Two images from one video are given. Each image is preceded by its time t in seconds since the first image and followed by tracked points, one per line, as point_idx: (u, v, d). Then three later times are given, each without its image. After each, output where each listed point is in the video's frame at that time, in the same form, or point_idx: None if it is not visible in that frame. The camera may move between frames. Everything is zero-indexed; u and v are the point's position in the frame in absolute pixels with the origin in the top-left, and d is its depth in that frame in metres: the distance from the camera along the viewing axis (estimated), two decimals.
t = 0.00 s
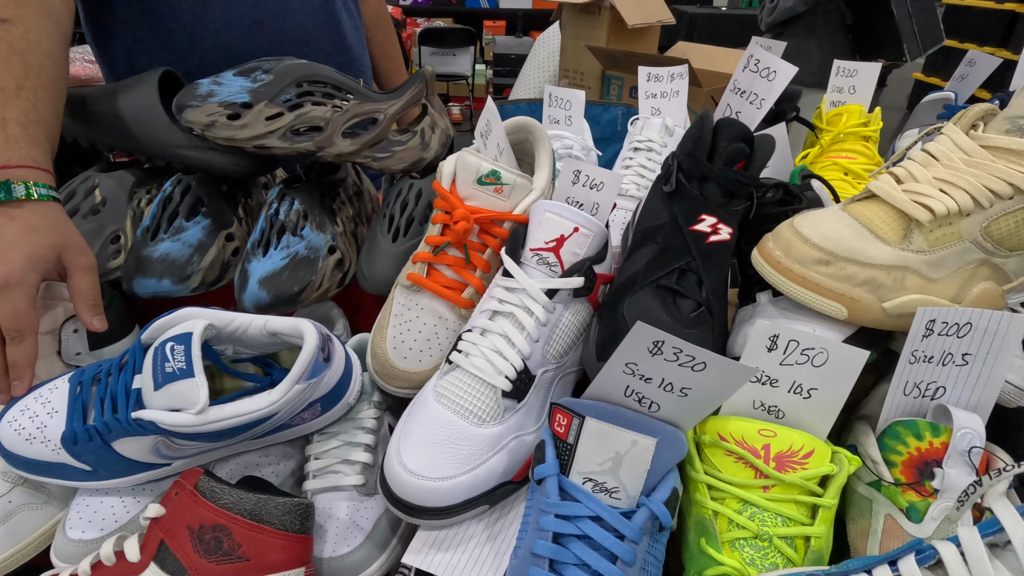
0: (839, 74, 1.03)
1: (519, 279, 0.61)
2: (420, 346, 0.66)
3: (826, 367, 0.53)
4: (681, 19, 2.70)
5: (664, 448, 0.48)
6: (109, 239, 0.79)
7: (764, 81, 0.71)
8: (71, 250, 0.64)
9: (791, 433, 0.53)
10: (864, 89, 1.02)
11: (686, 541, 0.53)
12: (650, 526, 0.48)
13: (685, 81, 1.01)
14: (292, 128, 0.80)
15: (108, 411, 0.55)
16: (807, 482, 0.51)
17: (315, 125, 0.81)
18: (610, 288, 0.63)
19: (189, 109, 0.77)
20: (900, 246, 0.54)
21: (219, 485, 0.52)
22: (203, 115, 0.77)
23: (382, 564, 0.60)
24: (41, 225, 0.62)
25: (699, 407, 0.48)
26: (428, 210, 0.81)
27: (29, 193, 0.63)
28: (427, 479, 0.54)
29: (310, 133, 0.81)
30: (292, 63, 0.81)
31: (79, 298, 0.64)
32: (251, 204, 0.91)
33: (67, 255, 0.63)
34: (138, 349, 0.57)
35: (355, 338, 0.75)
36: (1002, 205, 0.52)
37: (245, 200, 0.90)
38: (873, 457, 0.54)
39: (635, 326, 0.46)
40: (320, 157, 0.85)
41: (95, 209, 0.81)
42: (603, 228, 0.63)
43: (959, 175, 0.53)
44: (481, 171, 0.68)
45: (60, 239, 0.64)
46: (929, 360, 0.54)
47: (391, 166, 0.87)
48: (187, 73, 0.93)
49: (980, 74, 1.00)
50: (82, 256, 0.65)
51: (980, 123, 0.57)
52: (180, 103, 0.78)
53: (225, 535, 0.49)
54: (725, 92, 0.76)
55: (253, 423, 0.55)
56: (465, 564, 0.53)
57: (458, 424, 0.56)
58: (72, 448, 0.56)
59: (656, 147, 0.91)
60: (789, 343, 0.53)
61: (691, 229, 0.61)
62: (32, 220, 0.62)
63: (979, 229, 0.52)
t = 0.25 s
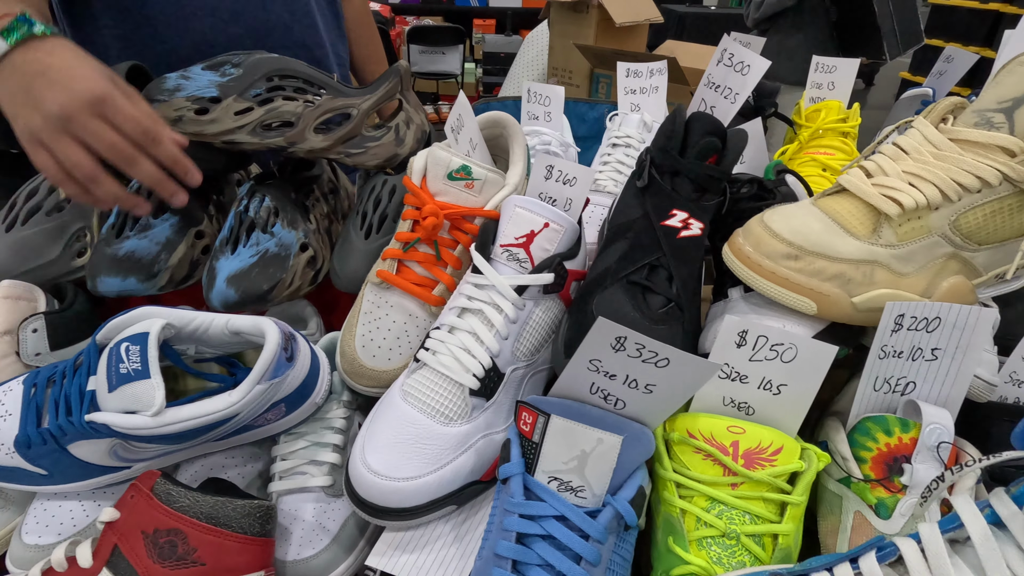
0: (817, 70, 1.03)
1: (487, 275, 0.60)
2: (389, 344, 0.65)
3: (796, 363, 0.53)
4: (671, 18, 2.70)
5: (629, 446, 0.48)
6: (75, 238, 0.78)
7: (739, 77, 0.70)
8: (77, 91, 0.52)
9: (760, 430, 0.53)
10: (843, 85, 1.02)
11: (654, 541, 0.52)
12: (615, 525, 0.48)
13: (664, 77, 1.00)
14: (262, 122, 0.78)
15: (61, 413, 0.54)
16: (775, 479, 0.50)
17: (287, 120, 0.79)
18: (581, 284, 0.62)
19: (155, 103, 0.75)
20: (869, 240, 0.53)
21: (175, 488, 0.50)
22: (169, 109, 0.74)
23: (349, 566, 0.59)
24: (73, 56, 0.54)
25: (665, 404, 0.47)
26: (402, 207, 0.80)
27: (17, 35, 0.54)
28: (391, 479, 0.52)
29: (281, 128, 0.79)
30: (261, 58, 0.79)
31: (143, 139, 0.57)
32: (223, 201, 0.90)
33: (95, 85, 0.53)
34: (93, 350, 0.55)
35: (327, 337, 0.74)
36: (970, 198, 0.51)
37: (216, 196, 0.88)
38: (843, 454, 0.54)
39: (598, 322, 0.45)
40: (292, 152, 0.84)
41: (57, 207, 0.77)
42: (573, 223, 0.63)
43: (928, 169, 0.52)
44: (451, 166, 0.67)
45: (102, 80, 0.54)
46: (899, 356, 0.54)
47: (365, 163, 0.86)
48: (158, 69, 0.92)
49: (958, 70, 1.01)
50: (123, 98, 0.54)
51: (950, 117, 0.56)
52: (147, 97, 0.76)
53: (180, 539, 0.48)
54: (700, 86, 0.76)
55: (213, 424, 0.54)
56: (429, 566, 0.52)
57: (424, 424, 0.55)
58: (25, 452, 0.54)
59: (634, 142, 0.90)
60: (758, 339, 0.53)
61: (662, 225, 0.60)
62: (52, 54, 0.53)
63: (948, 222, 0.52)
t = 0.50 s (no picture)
0: (790, 65, 1.04)
1: (450, 266, 0.60)
2: (354, 335, 0.65)
3: (750, 350, 0.53)
4: (659, 17, 2.69)
5: (583, 432, 0.48)
6: (42, 231, 0.78)
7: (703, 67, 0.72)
8: None
9: (715, 416, 0.53)
10: (815, 79, 1.02)
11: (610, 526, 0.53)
12: (568, 509, 0.48)
13: (638, 71, 1.01)
14: (230, 115, 0.78)
15: (17, 404, 0.53)
16: (728, 464, 0.51)
17: (256, 113, 0.79)
18: (544, 274, 0.63)
19: (122, 96, 0.75)
20: (822, 229, 0.54)
21: (131, 477, 0.50)
22: (137, 102, 0.74)
23: (311, 556, 0.58)
24: None
25: (617, 389, 0.47)
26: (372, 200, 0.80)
27: None
28: (350, 467, 0.53)
29: (250, 121, 0.79)
30: (230, 50, 0.79)
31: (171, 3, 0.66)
32: (194, 194, 0.89)
33: None
34: (50, 340, 0.55)
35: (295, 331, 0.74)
36: (920, 187, 0.52)
37: (188, 190, 0.88)
38: (797, 440, 0.55)
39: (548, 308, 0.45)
40: (261, 145, 0.84)
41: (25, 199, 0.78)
42: (537, 214, 0.63)
43: (878, 158, 0.53)
44: (417, 157, 0.67)
45: None
46: (852, 343, 0.54)
47: (337, 156, 0.85)
48: (128, 62, 0.92)
49: (929, 64, 1.01)
50: None
51: (904, 107, 0.57)
52: (114, 90, 0.75)
53: (134, 526, 0.48)
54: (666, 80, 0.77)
55: (172, 414, 0.54)
56: (387, 553, 0.52)
57: (384, 412, 0.56)
58: None
59: (607, 136, 0.91)
60: (714, 326, 0.53)
61: (623, 215, 0.61)
62: None
63: (899, 210, 0.53)
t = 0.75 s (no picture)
0: (757, 56, 1.06)
1: (410, 243, 0.62)
2: (319, 312, 0.66)
3: (695, 320, 0.55)
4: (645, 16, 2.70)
5: (531, 397, 0.50)
6: (14, 215, 0.79)
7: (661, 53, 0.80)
8: None
9: (661, 383, 0.56)
10: (781, 69, 1.04)
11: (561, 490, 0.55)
12: (516, 470, 0.50)
13: (608, 62, 1.02)
14: (200, 101, 0.79)
15: None
16: (673, 428, 0.53)
17: (226, 99, 0.80)
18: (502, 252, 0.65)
19: (92, 82, 0.75)
20: (764, 203, 0.56)
21: (94, 444, 0.51)
22: (107, 87, 0.75)
23: (275, 525, 0.60)
24: None
25: (562, 355, 0.50)
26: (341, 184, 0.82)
27: None
28: (309, 434, 0.54)
29: (220, 107, 0.81)
30: (199, 37, 0.79)
31: None
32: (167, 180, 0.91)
33: None
34: (14, 314, 0.56)
35: (262, 314, 0.75)
36: (855, 162, 0.54)
37: (160, 176, 0.89)
38: (740, 406, 0.57)
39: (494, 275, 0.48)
40: (232, 131, 0.85)
41: None
42: (495, 192, 0.65)
43: (817, 135, 0.55)
44: (380, 139, 0.69)
45: None
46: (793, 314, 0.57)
47: (307, 142, 0.88)
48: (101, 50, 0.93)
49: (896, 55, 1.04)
50: None
51: (843, 88, 0.59)
52: (83, 75, 0.76)
53: (96, 490, 0.49)
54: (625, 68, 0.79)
55: (135, 386, 0.56)
56: (345, 518, 0.54)
57: (344, 383, 0.57)
58: None
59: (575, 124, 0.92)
60: (660, 298, 0.56)
61: (578, 193, 0.63)
62: None
63: (836, 185, 0.55)
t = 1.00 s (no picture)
0: (743, 52, 1.07)
1: (401, 233, 0.64)
2: (312, 301, 0.67)
3: (678, 306, 0.57)
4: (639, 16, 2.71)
5: (518, 379, 0.52)
6: (9, 208, 0.80)
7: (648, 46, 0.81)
8: None
9: (645, 367, 0.57)
10: (767, 66, 1.06)
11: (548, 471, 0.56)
12: (503, 451, 0.52)
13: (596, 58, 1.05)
14: (194, 95, 0.80)
15: None
16: (657, 409, 0.54)
17: (219, 94, 0.82)
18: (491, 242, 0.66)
19: (87, 76, 0.76)
20: (743, 192, 0.58)
21: (91, 427, 0.53)
22: (101, 81, 0.76)
23: (269, 509, 0.61)
24: None
25: (547, 338, 0.51)
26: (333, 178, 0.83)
27: None
28: (302, 418, 0.56)
29: (213, 101, 0.82)
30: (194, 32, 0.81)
31: None
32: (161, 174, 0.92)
33: None
34: (11, 303, 0.57)
35: (256, 306, 0.76)
36: (831, 151, 0.56)
37: (154, 170, 0.90)
38: (722, 389, 0.58)
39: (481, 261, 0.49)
40: (226, 125, 0.86)
41: None
42: (484, 183, 0.66)
43: (794, 126, 0.57)
44: (371, 132, 0.70)
45: None
46: (772, 299, 0.58)
47: (300, 136, 0.89)
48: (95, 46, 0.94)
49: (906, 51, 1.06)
50: None
51: (821, 81, 0.61)
52: (79, 70, 0.77)
53: (93, 472, 0.50)
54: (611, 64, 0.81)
55: (131, 372, 0.57)
56: (338, 499, 0.55)
57: (336, 368, 0.59)
58: None
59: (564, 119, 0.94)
60: (644, 284, 0.57)
61: (565, 183, 0.64)
62: None
63: (813, 174, 0.57)
